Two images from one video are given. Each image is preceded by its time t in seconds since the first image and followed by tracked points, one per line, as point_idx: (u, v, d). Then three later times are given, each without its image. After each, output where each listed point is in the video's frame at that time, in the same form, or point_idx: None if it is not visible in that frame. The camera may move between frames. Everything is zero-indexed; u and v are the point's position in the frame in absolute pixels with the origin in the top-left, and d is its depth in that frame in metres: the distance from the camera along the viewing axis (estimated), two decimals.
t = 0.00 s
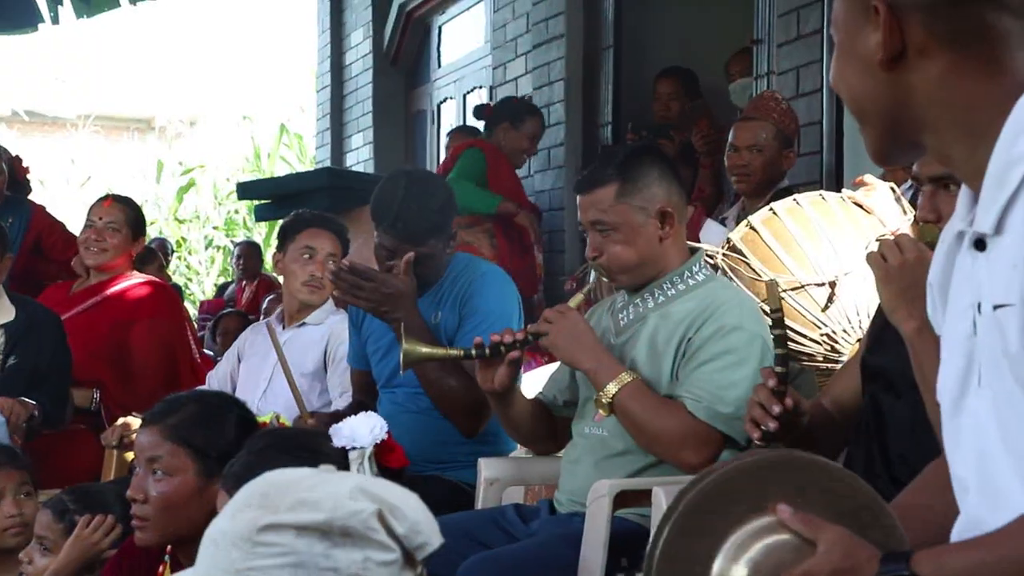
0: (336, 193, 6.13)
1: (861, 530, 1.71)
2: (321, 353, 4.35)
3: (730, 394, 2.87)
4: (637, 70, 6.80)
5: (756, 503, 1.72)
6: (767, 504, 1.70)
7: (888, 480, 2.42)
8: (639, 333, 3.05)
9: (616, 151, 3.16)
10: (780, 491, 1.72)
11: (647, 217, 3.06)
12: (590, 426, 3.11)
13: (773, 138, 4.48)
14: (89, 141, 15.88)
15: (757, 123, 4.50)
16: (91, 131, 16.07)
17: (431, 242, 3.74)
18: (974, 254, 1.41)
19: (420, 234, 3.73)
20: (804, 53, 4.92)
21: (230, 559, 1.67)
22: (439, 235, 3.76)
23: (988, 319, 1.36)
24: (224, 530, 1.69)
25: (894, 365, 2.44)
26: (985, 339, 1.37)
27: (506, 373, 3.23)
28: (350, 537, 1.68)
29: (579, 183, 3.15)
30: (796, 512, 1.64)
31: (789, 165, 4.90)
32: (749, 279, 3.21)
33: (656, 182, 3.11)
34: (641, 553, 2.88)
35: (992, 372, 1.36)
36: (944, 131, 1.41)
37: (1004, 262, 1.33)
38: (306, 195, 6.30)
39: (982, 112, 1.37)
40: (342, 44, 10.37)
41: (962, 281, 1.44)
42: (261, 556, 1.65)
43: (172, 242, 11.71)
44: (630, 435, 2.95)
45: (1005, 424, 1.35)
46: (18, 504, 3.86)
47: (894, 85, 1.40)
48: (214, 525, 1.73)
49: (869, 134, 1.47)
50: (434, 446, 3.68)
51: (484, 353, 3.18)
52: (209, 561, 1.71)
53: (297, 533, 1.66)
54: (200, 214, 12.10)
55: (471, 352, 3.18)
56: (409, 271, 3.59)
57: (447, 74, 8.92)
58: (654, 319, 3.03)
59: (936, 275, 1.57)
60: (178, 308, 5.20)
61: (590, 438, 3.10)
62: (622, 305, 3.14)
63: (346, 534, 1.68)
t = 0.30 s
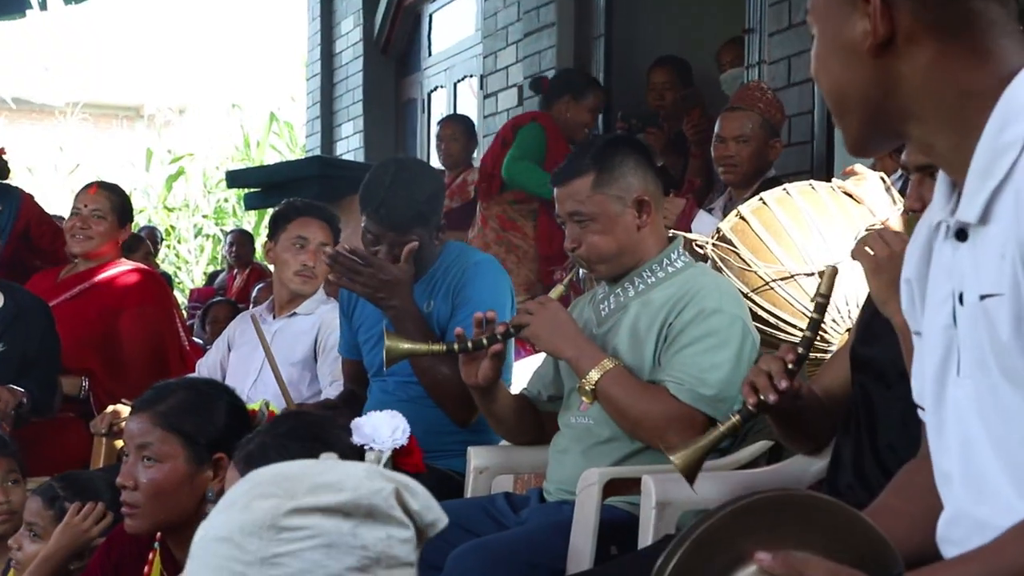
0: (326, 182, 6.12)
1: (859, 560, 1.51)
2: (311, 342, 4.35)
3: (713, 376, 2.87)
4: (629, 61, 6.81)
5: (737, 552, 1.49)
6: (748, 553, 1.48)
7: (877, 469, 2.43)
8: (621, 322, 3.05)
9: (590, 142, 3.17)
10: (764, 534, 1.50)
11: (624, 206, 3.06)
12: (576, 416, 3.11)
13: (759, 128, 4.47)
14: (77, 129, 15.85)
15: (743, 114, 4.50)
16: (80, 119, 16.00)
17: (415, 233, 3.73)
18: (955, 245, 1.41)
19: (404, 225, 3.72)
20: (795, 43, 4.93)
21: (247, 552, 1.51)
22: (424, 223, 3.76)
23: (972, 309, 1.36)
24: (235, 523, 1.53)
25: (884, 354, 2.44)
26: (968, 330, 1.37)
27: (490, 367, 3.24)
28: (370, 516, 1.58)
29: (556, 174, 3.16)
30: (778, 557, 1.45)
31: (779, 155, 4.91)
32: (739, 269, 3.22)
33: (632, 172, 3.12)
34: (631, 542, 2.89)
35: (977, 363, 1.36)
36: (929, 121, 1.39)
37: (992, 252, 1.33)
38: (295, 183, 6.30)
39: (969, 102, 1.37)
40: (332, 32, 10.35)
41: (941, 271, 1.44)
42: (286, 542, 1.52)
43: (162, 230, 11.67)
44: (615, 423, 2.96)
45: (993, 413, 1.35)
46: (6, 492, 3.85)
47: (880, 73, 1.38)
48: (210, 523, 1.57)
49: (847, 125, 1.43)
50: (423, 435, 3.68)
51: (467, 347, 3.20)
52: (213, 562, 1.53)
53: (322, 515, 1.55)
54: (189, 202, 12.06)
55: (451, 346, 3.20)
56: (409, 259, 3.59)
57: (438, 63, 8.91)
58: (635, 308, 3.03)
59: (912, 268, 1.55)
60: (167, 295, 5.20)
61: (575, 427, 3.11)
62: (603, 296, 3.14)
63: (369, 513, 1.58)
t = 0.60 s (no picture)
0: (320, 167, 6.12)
1: (850, 549, 1.61)
2: (305, 329, 4.36)
3: (703, 359, 2.87)
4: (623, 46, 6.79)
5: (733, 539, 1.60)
6: (738, 542, 1.59)
7: (869, 456, 2.44)
8: (611, 308, 3.05)
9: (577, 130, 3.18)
10: (757, 523, 1.60)
11: (613, 193, 3.06)
12: (570, 402, 3.11)
13: (751, 116, 4.49)
14: (71, 115, 15.80)
15: (735, 102, 4.50)
16: (74, 104, 15.95)
17: (406, 225, 3.73)
18: (949, 234, 1.41)
19: (391, 213, 3.71)
20: (790, 28, 4.93)
21: (270, 549, 1.53)
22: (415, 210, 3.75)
23: (970, 302, 1.36)
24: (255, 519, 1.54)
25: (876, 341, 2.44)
26: (964, 322, 1.37)
27: (483, 358, 3.24)
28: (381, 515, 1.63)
29: (545, 163, 3.16)
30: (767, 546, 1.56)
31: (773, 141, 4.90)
32: (733, 255, 3.23)
33: (619, 159, 3.12)
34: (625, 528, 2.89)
35: (973, 355, 1.37)
36: (927, 107, 1.40)
37: (994, 245, 1.33)
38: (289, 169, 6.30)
39: (974, 88, 1.37)
40: (327, 17, 10.33)
41: (934, 261, 1.45)
42: (309, 539, 1.55)
43: (157, 216, 11.65)
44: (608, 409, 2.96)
45: (988, 404, 1.36)
46: None
47: (879, 56, 1.39)
48: (223, 517, 1.57)
49: (843, 107, 1.44)
50: (418, 421, 3.69)
51: (460, 337, 3.22)
52: (229, 555, 1.54)
53: (341, 511, 1.58)
54: (184, 188, 12.03)
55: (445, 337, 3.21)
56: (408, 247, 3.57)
57: (432, 48, 8.89)
58: (625, 294, 3.03)
59: (900, 256, 1.56)
60: (162, 281, 5.19)
61: (568, 414, 3.11)
62: (593, 282, 3.14)
63: (383, 510, 1.62)
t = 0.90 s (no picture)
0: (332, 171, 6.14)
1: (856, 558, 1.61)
2: (316, 331, 4.37)
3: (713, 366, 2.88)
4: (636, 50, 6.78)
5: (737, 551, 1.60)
6: (743, 550, 1.60)
7: (878, 464, 2.44)
8: (621, 315, 3.06)
9: (585, 138, 3.18)
10: (765, 530, 1.61)
11: (621, 201, 3.08)
12: (580, 408, 3.11)
13: (762, 123, 4.48)
14: (86, 117, 15.87)
15: (748, 108, 4.50)
16: (88, 106, 16.00)
17: (401, 221, 3.73)
18: (966, 243, 1.41)
19: (388, 213, 3.72)
20: (802, 35, 4.93)
21: (299, 544, 1.65)
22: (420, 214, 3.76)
23: (984, 313, 1.36)
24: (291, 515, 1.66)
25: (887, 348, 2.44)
26: (977, 333, 1.37)
27: (493, 366, 3.25)
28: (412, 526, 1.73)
29: (552, 171, 3.17)
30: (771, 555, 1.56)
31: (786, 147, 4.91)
32: (745, 261, 3.23)
33: (627, 167, 3.12)
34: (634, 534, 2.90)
35: (986, 366, 1.37)
36: (945, 111, 1.38)
37: (1011, 254, 1.33)
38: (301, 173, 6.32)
39: (992, 95, 1.35)
40: (340, 21, 10.36)
41: (950, 269, 1.45)
42: (340, 539, 1.66)
43: (170, 218, 11.69)
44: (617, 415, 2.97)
45: (1002, 415, 1.36)
46: (11, 480, 3.87)
47: (901, 60, 1.35)
48: (259, 505, 1.69)
49: (857, 109, 1.39)
50: (427, 425, 3.70)
51: (470, 345, 3.22)
52: (260, 544, 1.67)
53: (372, 517, 1.69)
54: (197, 189, 12.09)
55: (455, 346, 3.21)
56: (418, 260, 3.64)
57: (445, 53, 8.91)
58: (635, 301, 3.04)
59: (914, 262, 1.56)
60: (175, 283, 5.22)
61: (579, 419, 3.12)
62: (603, 289, 3.15)
63: (415, 520, 1.73)
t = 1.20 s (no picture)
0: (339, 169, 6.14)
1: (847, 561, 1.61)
2: (320, 329, 4.38)
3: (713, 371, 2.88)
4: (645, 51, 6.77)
5: (731, 555, 1.60)
6: (738, 554, 1.60)
7: (880, 471, 2.44)
8: (622, 319, 3.07)
9: (588, 141, 3.18)
10: (760, 536, 1.61)
11: (622, 206, 3.07)
12: (581, 411, 3.11)
13: (771, 128, 4.47)
14: (92, 111, 15.88)
15: (756, 113, 4.49)
16: (95, 100, 16.00)
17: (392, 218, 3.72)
18: (970, 251, 1.41)
19: (379, 215, 3.73)
20: (811, 40, 4.92)
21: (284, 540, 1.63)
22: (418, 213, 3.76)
23: (986, 323, 1.36)
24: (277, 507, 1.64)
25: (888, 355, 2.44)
26: (978, 343, 1.37)
27: (493, 369, 3.24)
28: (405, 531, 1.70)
29: (553, 175, 3.17)
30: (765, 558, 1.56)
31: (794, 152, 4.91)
32: (750, 266, 3.21)
33: (629, 171, 3.13)
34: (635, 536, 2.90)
35: (987, 374, 1.37)
36: (950, 118, 1.38)
37: (1014, 265, 1.33)
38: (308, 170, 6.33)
39: (997, 103, 1.35)
40: (349, 19, 10.37)
41: (952, 278, 1.44)
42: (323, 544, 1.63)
43: (175, 213, 11.69)
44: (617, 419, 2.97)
45: (1003, 425, 1.36)
46: (14, 472, 3.88)
47: (907, 66, 1.35)
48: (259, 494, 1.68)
49: (860, 114, 1.39)
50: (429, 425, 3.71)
51: (471, 349, 3.20)
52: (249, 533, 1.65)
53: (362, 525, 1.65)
54: (203, 185, 12.09)
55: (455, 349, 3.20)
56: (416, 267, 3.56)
57: (453, 52, 8.92)
58: (635, 305, 3.04)
59: (917, 268, 1.56)
60: (181, 279, 5.22)
61: (580, 422, 3.12)
62: (604, 293, 3.16)
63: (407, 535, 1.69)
